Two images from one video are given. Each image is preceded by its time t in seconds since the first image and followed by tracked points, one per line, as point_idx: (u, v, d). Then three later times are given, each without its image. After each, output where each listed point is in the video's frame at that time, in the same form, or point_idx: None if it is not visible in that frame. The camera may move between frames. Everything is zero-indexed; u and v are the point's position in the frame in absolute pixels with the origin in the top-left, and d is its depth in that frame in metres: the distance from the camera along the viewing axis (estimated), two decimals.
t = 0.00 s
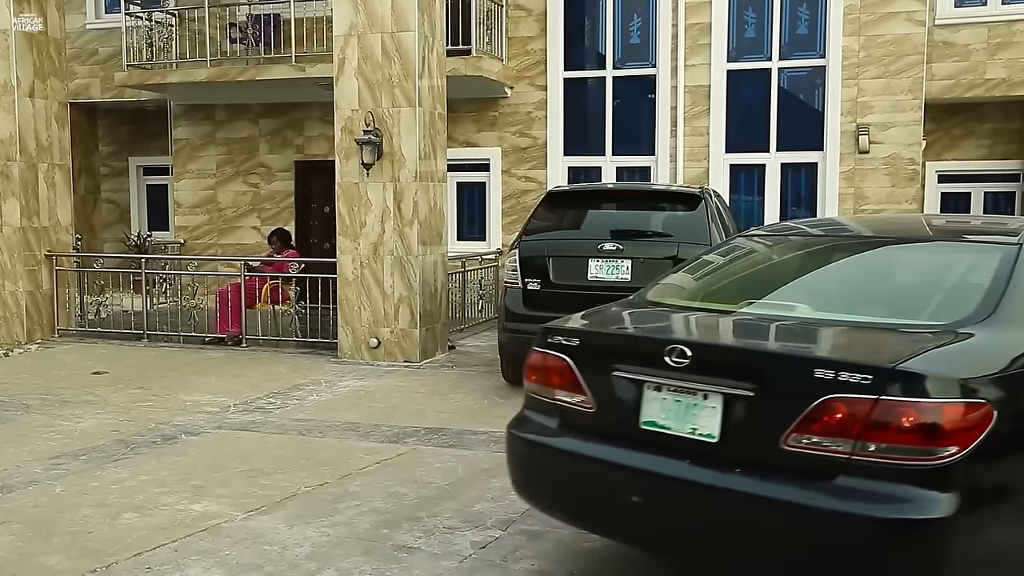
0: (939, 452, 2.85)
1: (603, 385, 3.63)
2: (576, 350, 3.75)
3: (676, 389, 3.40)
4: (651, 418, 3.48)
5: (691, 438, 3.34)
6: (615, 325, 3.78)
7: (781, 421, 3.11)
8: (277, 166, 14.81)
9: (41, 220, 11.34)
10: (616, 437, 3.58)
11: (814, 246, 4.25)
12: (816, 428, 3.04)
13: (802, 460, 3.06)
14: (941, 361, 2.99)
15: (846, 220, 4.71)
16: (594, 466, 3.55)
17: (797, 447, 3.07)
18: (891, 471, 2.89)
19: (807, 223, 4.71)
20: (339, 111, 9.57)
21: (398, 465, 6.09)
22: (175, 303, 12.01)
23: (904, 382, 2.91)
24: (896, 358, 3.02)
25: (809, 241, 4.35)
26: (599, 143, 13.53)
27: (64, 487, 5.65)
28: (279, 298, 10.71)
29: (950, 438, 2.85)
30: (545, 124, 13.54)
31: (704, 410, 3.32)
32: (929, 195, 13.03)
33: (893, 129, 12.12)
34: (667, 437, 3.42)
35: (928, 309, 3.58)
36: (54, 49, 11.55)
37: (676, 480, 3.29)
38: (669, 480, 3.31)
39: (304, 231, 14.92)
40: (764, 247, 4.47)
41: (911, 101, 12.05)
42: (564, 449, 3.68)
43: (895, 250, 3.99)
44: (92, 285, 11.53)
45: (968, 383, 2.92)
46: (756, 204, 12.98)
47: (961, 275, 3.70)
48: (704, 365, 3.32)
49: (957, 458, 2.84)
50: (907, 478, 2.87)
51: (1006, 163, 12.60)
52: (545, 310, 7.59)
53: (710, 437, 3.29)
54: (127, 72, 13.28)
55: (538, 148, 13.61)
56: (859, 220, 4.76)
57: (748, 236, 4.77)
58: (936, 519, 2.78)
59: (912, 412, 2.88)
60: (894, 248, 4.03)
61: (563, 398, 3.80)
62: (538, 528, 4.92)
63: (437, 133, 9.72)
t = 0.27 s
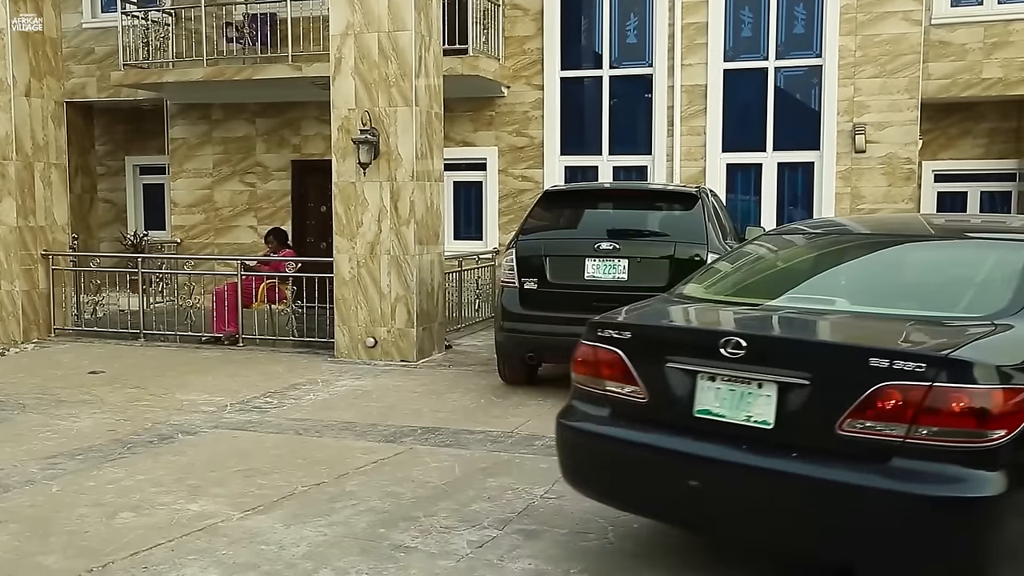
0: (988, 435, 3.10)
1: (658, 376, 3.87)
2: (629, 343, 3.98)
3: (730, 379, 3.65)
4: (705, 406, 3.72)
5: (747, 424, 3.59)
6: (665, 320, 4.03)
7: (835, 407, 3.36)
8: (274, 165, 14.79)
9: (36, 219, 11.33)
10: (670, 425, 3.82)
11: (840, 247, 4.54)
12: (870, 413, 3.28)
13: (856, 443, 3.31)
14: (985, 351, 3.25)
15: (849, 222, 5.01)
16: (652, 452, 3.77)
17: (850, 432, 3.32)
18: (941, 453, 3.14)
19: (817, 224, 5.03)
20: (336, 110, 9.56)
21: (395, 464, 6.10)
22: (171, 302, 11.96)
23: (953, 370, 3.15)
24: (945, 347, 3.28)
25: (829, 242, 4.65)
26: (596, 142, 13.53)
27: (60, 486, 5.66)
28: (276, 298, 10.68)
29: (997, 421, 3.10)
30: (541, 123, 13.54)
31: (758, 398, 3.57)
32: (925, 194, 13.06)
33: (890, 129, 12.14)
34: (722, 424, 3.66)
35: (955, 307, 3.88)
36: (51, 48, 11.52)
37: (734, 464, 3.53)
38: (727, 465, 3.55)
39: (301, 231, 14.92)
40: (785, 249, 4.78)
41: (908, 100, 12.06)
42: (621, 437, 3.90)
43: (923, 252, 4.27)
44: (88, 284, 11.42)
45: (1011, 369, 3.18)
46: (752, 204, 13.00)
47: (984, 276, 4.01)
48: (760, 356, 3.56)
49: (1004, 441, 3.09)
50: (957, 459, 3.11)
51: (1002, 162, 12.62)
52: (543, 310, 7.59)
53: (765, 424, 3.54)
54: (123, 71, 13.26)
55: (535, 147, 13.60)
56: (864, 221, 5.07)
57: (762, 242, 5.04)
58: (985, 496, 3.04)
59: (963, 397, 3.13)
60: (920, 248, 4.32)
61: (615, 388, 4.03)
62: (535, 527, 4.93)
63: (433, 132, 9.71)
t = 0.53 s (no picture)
0: None
1: (703, 370, 4.09)
2: (674, 339, 4.21)
3: (775, 371, 3.89)
4: (749, 398, 3.95)
5: (791, 415, 3.83)
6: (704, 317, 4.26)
7: (879, 397, 3.61)
8: (274, 164, 14.79)
9: (36, 219, 11.33)
10: (714, 416, 4.04)
11: (859, 243, 4.82)
12: (914, 403, 3.54)
13: (900, 431, 3.56)
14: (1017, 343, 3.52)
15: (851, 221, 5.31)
16: (699, 442, 3.99)
17: (893, 422, 3.58)
18: (982, 441, 3.40)
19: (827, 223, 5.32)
20: (336, 109, 9.56)
21: (395, 464, 6.10)
22: (170, 300, 11.95)
23: (994, 363, 3.42)
24: (984, 341, 3.55)
25: (847, 239, 4.94)
26: (596, 141, 13.52)
27: (60, 485, 5.66)
28: (276, 297, 10.78)
29: None
30: (541, 122, 13.54)
31: (802, 390, 3.82)
32: (925, 194, 13.06)
33: (890, 128, 12.14)
34: (767, 415, 3.89)
35: (976, 299, 4.17)
36: (51, 48, 11.53)
37: (783, 452, 3.76)
38: (775, 453, 3.77)
39: (300, 230, 14.92)
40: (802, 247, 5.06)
41: (908, 100, 12.06)
42: (666, 428, 4.12)
43: (943, 246, 4.56)
44: (88, 284, 11.43)
45: None
46: (752, 203, 12.99)
47: (1000, 269, 4.30)
48: (806, 350, 3.80)
49: None
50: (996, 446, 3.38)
51: (1003, 162, 12.62)
52: (543, 309, 7.59)
53: (809, 414, 3.79)
54: (123, 71, 13.27)
55: (535, 147, 13.60)
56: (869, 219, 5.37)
57: (774, 243, 5.31)
58: None
59: (1002, 389, 3.39)
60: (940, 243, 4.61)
61: (657, 380, 4.26)
62: (535, 526, 4.93)
63: (433, 132, 9.71)
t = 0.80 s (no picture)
0: None
1: (745, 363, 4.19)
2: (717, 333, 4.30)
3: (818, 363, 3.98)
4: (793, 388, 4.04)
5: (835, 405, 3.92)
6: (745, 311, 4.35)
7: (921, 385, 3.71)
8: (274, 164, 14.78)
9: (36, 219, 11.33)
10: (758, 406, 4.13)
11: (878, 243, 5.03)
12: (955, 391, 3.65)
13: (940, 418, 3.67)
14: None
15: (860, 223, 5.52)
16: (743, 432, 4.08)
17: (937, 410, 3.68)
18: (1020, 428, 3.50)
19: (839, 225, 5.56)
20: (336, 109, 9.55)
21: (395, 464, 6.10)
22: (170, 300, 11.95)
23: None
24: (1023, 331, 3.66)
25: (864, 239, 5.16)
26: (596, 141, 13.52)
27: (61, 485, 5.66)
28: (276, 297, 10.76)
29: None
30: (541, 122, 13.55)
31: (845, 381, 3.91)
32: (925, 194, 13.05)
33: (891, 128, 12.14)
34: (810, 405, 3.98)
35: (1000, 293, 4.37)
36: (52, 47, 11.53)
37: (829, 441, 3.85)
38: (821, 442, 3.86)
39: (300, 230, 14.92)
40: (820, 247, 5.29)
41: (908, 100, 12.06)
42: (711, 419, 4.20)
43: (959, 242, 4.79)
44: (88, 283, 11.42)
45: None
46: (752, 203, 12.98)
47: (1017, 263, 4.53)
48: (848, 342, 3.89)
49: None
50: None
51: (1003, 162, 12.61)
52: (543, 309, 7.59)
53: (852, 404, 3.88)
54: (123, 71, 13.27)
55: (535, 147, 13.60)
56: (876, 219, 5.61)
57: (790, 248, 5.50)
58: None
59: None
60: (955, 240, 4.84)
61: (700, 374, 4.35)
62: (535, 526, 4.93)
63: (433, 132, 9.70)
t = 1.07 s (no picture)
0: None
1: (782, 357, 4.35)
2: (753, 329, 4.45)
3: (854, 356, 4.15)
4: (830, 380, 4.22)
5: (872, 396, 4.11)
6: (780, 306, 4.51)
7: (957, 377, 3.92)
8: (275, 164, 14.78)
9: (36, 219, 11.33)
10: (794, 398, 4.30)
11: (892, 242, 5.12)
12: (990, 381, 3.86)
13: (976, 408, 3.88)
14: None
15: (867, 223, 5.62)
16: (783, 422, 4.25)
17: (972, 399, 3.89)
18: None
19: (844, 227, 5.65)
20: (336, 109, 9.55)
21: (395, 464, 6.10)
22: (170, 300, 11.96)
23: None
24: None
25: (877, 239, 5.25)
26: (596, 141, 13.52)
27: (61, 485, 5.66)
28: (276, 297, 10.79)
29: None
30: (541, 122, 13.55)
31: (882, 373, 4.09)
32: (925, 194, 13.05)
33: (891, 128, 12.14)
34: (847, 396, 4.16)
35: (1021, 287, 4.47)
36: (52, 47, 11.53)
37: (869, 431, 4.03)
38: (861, 432, 4.05)
39: (300, 231, 14.93)
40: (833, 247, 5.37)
41: (908, 100, 12.06)
42: (750, 410, 4.36)
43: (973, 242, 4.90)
44: (87, 283, 11.42)
45: None
46: (752, 203, 12.98)
47: None
48: (885, 336, 4.07)
49: None
50: None
51: (1003, 162, 12.61)
52: (543, 309, 7.59)
53: (889, 395, 4.07)
54: (123, 70, 13.27)
55: (535, 147, 13.60)
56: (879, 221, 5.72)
57: (801, 250, 5.57)
58: None
59: None
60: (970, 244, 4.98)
61: (737, 368, 4.51)
62: (535, 526, 4.93)
63: (433, 132, 9.70)
